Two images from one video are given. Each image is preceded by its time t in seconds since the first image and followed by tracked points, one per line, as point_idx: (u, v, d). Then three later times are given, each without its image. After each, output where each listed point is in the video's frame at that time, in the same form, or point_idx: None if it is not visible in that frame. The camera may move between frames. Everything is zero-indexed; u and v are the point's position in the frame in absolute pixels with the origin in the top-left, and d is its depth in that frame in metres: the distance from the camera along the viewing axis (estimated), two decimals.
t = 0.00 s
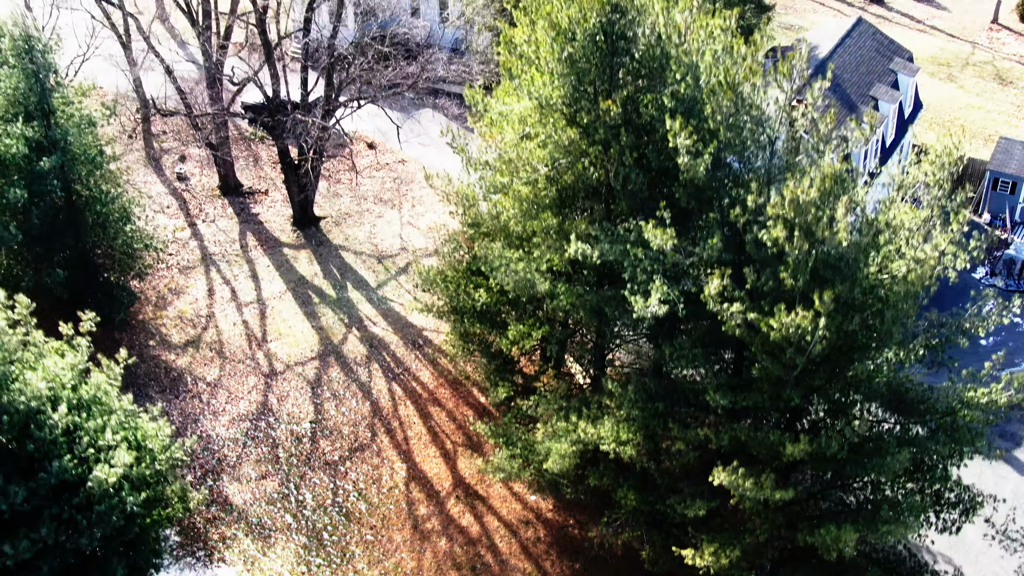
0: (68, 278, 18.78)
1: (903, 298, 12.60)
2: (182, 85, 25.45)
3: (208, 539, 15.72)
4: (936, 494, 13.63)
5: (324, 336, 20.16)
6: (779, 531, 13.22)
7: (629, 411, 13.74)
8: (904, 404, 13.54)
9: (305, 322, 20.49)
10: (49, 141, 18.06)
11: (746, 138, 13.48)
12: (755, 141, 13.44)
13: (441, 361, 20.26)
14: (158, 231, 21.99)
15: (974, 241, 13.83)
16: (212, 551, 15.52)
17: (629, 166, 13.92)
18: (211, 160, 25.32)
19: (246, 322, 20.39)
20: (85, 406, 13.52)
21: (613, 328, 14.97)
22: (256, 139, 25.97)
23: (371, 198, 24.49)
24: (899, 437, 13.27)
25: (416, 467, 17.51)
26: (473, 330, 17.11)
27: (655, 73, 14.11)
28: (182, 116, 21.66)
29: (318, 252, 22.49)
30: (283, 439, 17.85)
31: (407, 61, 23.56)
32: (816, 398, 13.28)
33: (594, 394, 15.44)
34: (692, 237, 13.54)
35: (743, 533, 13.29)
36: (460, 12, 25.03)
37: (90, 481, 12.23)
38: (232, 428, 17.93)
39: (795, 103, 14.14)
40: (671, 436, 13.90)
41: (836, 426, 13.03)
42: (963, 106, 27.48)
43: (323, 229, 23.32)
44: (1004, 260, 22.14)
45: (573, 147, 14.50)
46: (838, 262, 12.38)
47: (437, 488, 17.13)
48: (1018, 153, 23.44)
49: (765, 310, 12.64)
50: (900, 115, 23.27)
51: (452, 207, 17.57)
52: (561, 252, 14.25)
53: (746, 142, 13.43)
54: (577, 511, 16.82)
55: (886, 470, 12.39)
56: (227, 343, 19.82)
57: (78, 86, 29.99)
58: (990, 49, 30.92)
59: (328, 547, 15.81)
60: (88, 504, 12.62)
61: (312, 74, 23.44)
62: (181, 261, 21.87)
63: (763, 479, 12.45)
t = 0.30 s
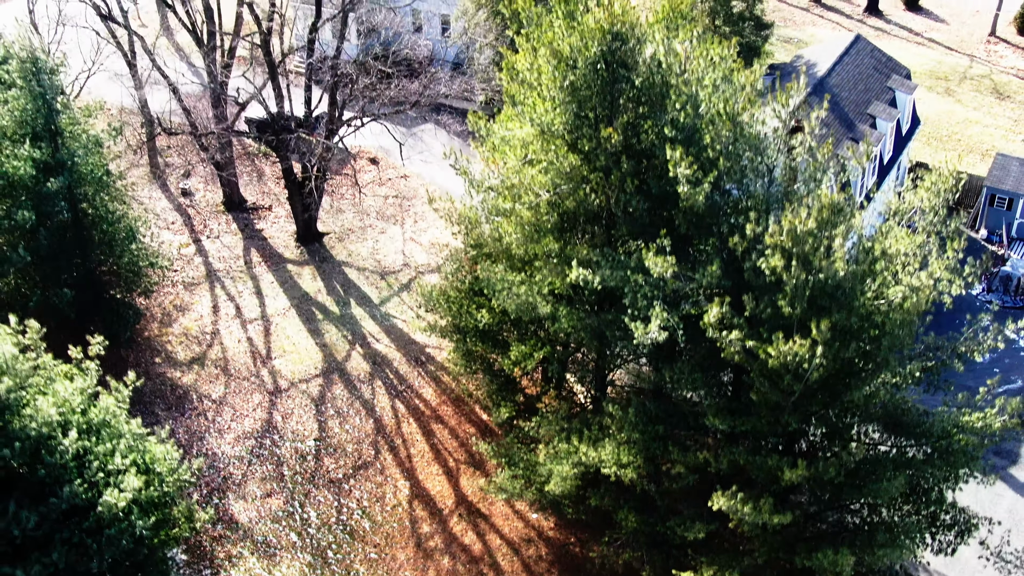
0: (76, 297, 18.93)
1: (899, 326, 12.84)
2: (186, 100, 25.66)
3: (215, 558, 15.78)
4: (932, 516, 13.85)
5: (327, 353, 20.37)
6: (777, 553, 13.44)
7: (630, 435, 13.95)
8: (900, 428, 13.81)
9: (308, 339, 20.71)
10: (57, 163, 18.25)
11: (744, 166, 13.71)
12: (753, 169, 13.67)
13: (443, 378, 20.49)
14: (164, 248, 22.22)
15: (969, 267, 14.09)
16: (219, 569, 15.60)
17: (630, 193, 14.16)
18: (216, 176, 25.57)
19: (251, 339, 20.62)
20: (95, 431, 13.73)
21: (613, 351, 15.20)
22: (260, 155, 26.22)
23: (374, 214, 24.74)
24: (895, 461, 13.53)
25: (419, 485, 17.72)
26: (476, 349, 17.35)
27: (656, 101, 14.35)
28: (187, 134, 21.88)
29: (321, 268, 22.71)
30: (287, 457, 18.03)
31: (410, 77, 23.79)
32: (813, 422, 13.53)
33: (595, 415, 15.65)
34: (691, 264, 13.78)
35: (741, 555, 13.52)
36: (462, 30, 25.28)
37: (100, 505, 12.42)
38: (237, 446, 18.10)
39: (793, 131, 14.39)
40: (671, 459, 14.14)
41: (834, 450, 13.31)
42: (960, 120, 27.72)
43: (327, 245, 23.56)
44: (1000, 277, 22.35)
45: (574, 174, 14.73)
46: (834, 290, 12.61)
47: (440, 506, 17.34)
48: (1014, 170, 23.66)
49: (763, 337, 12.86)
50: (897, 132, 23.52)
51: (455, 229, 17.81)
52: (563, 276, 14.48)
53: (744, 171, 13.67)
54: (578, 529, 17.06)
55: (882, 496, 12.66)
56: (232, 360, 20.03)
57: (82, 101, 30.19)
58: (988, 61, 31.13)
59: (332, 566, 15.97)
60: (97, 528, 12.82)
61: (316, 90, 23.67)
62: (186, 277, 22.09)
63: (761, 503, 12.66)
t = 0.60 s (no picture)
0: (83, 316, 19.10)
1: (896, 352, 13.06)
2: (190, 115, 25.87)
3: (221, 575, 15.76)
4: (928, 537, 14.06)
5: (331, 369, 20.59)
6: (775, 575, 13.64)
7: (630, 457, 14.16)
8: (897, 450, 14.01)
9: (312, 355, 20.93)
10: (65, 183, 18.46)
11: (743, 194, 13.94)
12: (752, 197, 13.89)
13: (445, 394, 20.73)
14: (169, 264, 22.43)
15: (963, 292, 14.33)
16: None
17: (630, 219, 14.39)
18: (220, 191, 25.81)
19: (255, 355, 20.84)
20: (104, 453, 13.97)
21: (614, 372, 15.41)
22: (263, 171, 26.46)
23: (376, 229, 24.97)
24: (891, 483, 13.74)
25: (422, 502, 17.90)
26: (478, 369, 17.59)
27: (656, 128, 14.58)
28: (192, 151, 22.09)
29: (325, 283, 22.94)
30: (292, 474, 18.15)
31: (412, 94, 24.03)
32: (811, 444, 13.72)
33: (595, 435, 15.87)
34: (690, 290, 13.99)
35: None
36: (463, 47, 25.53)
37: (110, 528, 12.60)
38: (242, 463, 18.20)
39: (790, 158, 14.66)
40: (671, 481, 14.34)
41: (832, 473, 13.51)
42: (957, 135, 27.94)
43: (330, 260, 23.79)
44: (997, 293, 22.56)
45: (576, 199, 14.95)
46: (832, 317, 12.82)
47: (443, 523, 17.53)
48: (1011, 186, 23.84)
49: (762, 363, 13.06)
50: (895, 149, 23.75)
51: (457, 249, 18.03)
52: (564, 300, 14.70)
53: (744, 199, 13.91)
54: (578, 547, 17.30)
55: (879, 519, 12.86)
56: (237, 377, 20.23)
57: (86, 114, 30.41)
58: (986, 74, 31.36)
59: None
60: (107, 550, 13.00)
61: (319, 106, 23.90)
62: (191, 293, 22.30)
63: (760, 526, 12.84)
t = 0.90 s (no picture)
0: (90, 334, 19.30)
1: (891, 378, 13.28)
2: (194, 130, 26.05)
3: None
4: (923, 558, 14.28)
5: (334, 386, 20.80)
6: None
7: (631, 478, 14.37)
8: (893, 472, 14.19)
9: (315, 371, 21.15)
10: (72, 203, 18.68)
11: (741, 220, 14.18)
12: (750, 223, 14.12)
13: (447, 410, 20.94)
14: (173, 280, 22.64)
15: (958, 316, 14.54)
16: None
17: (631, 244, 14.60)
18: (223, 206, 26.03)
19: (259, 371, 21.05)
20: (112, 476, 14.18)
21: (614, 394, 15.62)
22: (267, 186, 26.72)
23: (378, 244, 25.20)
24: (888, 505, 13.94)
25: (424, 519, 18.09)
26: (480, 388, 17.80)
27: (656, 155, 14.79)
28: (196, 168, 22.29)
29: (328, 299, 23.17)
30: (296, 491, 18.32)
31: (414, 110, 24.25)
32: (809, 466, 13.88)
33: (596, 455, 16.08)
34: (690, 315, 14.21)
35: None
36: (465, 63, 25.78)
37: (118, 552, 12.79)
38: (246, 480, 18.38)
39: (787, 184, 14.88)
40: (671, 502, 14.55)
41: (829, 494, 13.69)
42: (954, 148, 28.17)
43: (333, 276, 24.01)
44: (993, 309, 22.76)
45: (576, 224, 15.15)
46: (829, 344, 13.04)
47: (445, 540, 17.74)
48: (1007, 202, 24.03)
49: (760, 389, 13.28)
50: (891, 165, 23.99)
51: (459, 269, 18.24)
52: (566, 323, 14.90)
53: (741, 225, 14.16)
54: (579, 565, 17.53)
55: (876, 542, 13.07)
56: (241, 394, 20.43)
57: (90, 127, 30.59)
58: (983, 87, 31.62)
59: None
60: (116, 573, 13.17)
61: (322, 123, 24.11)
62: (195, 309, 22.52)
63: (758, 549, 13.05)
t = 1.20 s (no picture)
0: (97, 352, 19.51)
1: (888, 402, 13.50)
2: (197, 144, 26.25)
3: None
4: None
5: (338, 402, 21.01)
6: None
7: (631, 499, 14.59)
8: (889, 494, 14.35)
9: (319, 387, 21.36)
10: (79, 224, 18.90)
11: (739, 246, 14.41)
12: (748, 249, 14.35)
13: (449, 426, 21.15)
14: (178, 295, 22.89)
15: (954, 340, 14.76)
16: None
17: (631, 268, 14.81)
18: (227, 221, 26.28)
19: (263, 387, 21.28)
20: (121, 498, 14.43)
21: (614, 415, 15.83)
22: (270, 200, 26.98)
23: (381, 258, 25.42)
24: (884, 527, 14.13)
25: (427, 535, 18.29)
26: (482, 406, 18.01)
27: (656, 181, 14.99)
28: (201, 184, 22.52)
29: (331, 314, 23.40)
30: (300, 507, 18.49)
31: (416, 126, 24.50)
32: (806, 488, 13.93)
33: (596, 475, 16.30)
34: (689, 339, 14.43)
35: None
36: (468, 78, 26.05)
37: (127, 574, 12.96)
38: (251, 496, 18.56)
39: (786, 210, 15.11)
40: (670, 522, 14.76)
41: (827, 516, 13.86)
42: (952, 162, 28.39)
43: (336, 291, 24.24)
44: (989, 324, 22.98)
45: (577, 248, 15.36)
46: (826, 371, 13.26)
47: (447, 556, 17.96)
48: (1004, 217, 24.24)
49: (758, 413, 13.49)
50: (889, 182, 24.24)
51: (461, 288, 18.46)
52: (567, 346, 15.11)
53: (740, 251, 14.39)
54: None
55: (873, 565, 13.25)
56: (246, 410, 20.66)
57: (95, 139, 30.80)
58: (980, 99, 31.85)
59: None
60: None
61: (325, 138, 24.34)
62: (200, 324, 22.77)
63: (756, 571, 13.26)
